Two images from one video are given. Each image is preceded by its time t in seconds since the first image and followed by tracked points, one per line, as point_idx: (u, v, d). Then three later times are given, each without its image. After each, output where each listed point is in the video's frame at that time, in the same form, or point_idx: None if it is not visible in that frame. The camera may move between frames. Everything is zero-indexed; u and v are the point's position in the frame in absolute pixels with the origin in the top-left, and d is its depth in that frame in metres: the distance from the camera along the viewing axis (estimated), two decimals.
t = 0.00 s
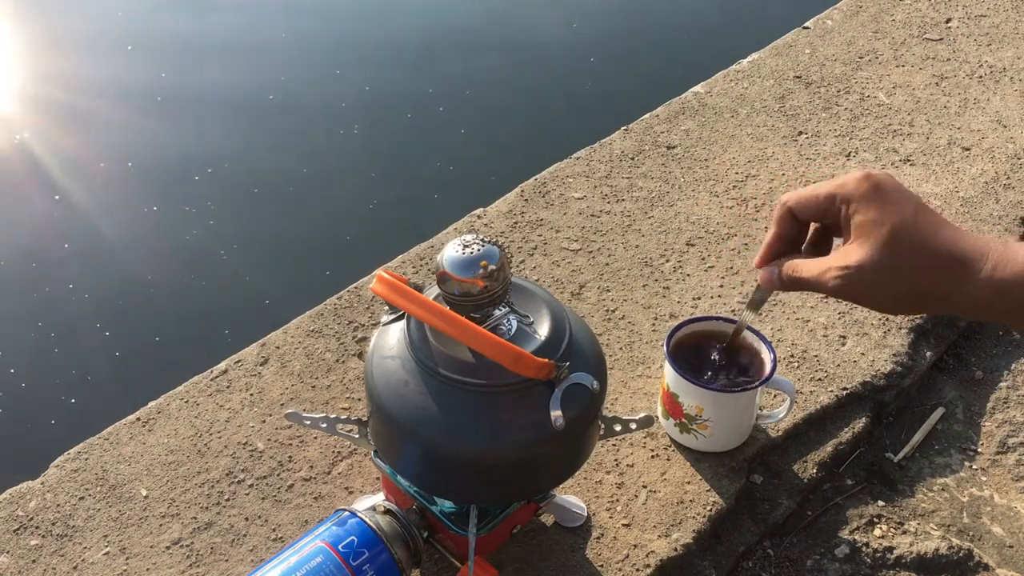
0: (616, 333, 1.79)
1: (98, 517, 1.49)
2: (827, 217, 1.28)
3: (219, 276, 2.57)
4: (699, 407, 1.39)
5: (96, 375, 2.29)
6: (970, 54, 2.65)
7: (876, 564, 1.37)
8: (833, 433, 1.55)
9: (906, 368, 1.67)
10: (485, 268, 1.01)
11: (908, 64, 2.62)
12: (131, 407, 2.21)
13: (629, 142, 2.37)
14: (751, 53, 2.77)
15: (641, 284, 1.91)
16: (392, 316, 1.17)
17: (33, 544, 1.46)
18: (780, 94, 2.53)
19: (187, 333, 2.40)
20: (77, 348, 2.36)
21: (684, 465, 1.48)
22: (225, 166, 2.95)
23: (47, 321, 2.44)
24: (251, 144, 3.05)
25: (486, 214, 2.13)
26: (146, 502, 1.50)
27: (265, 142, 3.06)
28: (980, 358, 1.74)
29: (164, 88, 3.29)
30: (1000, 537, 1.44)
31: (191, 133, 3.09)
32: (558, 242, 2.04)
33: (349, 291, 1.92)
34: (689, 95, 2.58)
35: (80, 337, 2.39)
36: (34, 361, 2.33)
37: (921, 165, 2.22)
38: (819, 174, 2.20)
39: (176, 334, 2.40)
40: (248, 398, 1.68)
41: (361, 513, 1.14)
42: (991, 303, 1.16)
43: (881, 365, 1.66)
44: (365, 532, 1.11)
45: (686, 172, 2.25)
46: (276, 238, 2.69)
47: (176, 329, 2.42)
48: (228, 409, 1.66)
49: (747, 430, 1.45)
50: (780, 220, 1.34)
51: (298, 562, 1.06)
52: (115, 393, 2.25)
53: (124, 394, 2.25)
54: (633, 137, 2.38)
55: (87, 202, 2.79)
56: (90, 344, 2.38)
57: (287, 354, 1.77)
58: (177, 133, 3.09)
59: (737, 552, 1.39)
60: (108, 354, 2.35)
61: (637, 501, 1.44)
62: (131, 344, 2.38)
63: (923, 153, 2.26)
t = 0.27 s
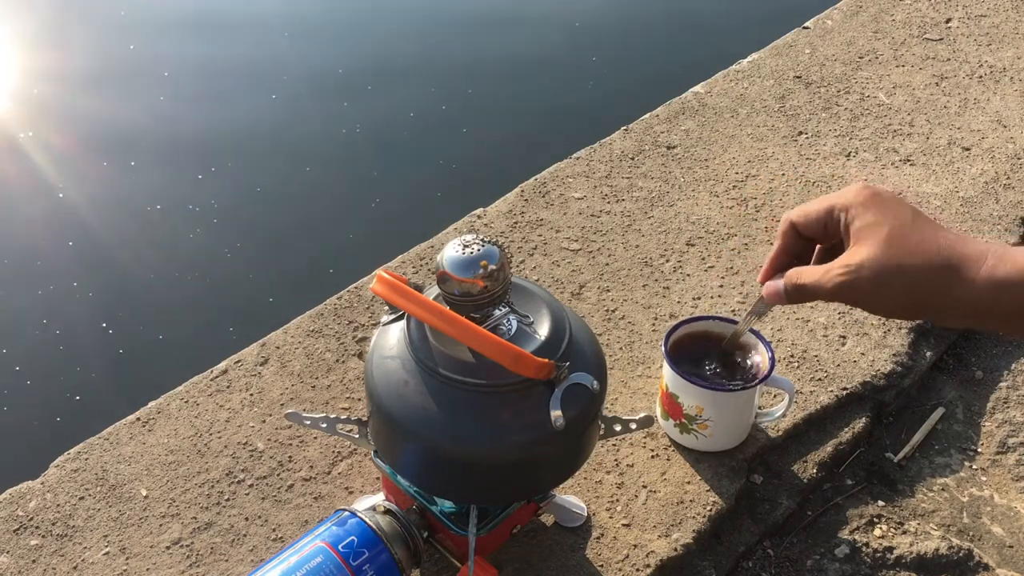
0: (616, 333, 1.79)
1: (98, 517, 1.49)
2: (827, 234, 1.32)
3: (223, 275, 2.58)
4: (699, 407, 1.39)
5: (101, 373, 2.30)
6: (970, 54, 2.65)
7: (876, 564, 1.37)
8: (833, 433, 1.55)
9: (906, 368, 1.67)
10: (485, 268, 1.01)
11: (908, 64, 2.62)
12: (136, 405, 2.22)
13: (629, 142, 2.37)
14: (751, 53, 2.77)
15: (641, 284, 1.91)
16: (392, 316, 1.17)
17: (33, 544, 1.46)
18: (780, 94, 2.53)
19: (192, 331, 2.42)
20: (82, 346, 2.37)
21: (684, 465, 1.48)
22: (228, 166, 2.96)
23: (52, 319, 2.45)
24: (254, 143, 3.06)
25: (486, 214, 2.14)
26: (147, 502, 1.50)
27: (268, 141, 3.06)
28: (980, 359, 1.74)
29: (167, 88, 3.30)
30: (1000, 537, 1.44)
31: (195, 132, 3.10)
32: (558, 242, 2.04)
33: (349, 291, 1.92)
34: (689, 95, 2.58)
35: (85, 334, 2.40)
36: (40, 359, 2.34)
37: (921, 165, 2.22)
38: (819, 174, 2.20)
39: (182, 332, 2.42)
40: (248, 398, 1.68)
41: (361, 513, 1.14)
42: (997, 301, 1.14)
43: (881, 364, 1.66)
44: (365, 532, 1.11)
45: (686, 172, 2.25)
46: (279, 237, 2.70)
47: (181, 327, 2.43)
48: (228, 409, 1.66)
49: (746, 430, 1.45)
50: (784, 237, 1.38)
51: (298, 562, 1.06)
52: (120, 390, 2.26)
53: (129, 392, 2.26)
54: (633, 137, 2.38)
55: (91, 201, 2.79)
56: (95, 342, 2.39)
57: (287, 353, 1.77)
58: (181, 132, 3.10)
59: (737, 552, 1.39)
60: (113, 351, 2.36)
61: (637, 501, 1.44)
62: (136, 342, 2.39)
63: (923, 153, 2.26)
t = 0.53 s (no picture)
0: (616, 333, 1.79)
1: (98, 517, 1.49)
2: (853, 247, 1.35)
3: (226, 273, 2.58)
4: (699, 407, 1.39)
5: (105, 370, 2.31)
6: (970, 54, 2.65)
7: (876, 564, 1.37)
8: (833, 433, 1.55)
9: (906, 368, 1.67)
10: (485, 268, 1.01)
11: (908, 64, 2.62)
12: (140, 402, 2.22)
13: (629, 142, 2.37)
14: (751, 53, 2.77)
15: (641, 284, 1.91)
16: (392, 316, 1.17)
17: (33, 544, 1.46)
18: (780, 94, 2.53)
19: (196, 329, 2.42)
20: (86, 343, 2.38)
21: (684, 465, 1.48)
22: (231, 164, 2.97)
23: (56, 317, 2.45)
24: (257, 142, 3.06)
25: (486, 214, 2.14)
26: (146, 502, 1.50)
27: (270, 140, 3.07)
28: (980, 358, 1.74)
29: (170, 87, 3.31)
30: (1000, 537, 1.44)
31: (198, 131, 3.10)
32: (558, 242, 2.04)
33: (349, 291, 1.92)
34: (689, 95, 2.58)
35: (89, 332, 2.40)
36: (44, 357, 2.34)
37: (921, 165, 2.22)
38: (819, 174, 2.20)
39: (185, 330, 2.42)
40: (248, 398, 1.68)
41: (361, 513, 1.14)
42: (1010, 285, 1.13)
43: (881, 364, 1.66)
44: (365, 532, 1.11)
45: (686, 172, 2.25)
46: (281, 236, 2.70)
47: (185, 325, 2.43)
48: (228, 409, 1.66)
49: (746, 430, 1.45)
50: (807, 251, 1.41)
51: (299, 562, 1.06)
52: (125, 388, 2.27)
53: (134, 389, 2.26)
54: (634, 137, 2.38)
55: (94, 199, 2.80)
56: (98, 340, 2.39)
57: (287, 353, 1.77)
58: (184, 130, 3.10)
59: (737, 552, 1.39)
60: (117, 349, 2.37)
61: (637, 501, 1.44)
62: (140, 340, 2.39)
63: (923, 153, 2.26)
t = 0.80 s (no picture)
0: (616, 333, 1.79)
1: (98, 517, 1.49)
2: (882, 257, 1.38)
3: (230, 271, 2.59)
4: (699, 407, 1.39)
5: (109, 369, 2.31)
6: (970, 54, 2.65)
7: (876, 564, 1.37)
8: (833, 433, 1.55)
9: (906, 368, 1.67)
10: (485, 268, 1.01)
11: (908, 64, 2.62)
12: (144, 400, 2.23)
13: (629, 142, 2.37)
14: (751, 53, 2.77)
15: (641, 284, 1.91)
16: (392, 316, 1.17)
17: (33, 544, 1.46)
18: (780, 94, 2.53)
19: (200, 327, 2.43)
20: (90, 340, 2.38)
21: (684, 465, 1.48)
22: (233, 162, 2.97)
23: (60, 315, 2.46)
24: (260, 141, 3.07)
25: (486, 214, 2.14)
26: (146, 502, 1.50)
27: (272, 139, 3.07)
28: (980, 358, 1.73)
29: (172, 86, 3.31)
30: (1000, 537, 1.44)
31: (200, 129, 3.11)
32: (558, 242, 2.04)
33: (349, 291, 1.92)
34: (689, 95, 2.58)
35: (93, 330, 2.41)
36: (48, 355, 2.35)
37: (920, 165, 2.22)
38: (819, 174, 2.20)
39: (190, 328, 2.43)
40: (248, 398, 1.68)
41: (361, 513, 1.14)
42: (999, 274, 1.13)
43: (881, 364, 1.66)
44: (365, 532, 1.11)
45: (686, 172, 2.25)
46: (283, 235, 2.70)
47: (189, 323, 2.44)
48: (228, 409, 1.66)
49: (746, 430, 1.45)
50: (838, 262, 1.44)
51: (298, 562, 1.06)
52: (129, 386, 2.27)
53: (139, 387, 2.27)
54: (634, 137, 2.38)
55: (98, 197, 2.80)
56: (102, 338, 2.40)
57: (287, 353, 1.77)
58: (186, 129, 3.11)
59: (737, 552, 1.39)
60: (120, 346, 2.37)
61: (637, 501, 1.44)
62: (144, 338, 2.40)
63: (923, 153, 2.26)
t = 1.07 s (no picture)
0: (616, 333, 1.79)
1: (98, 517, 1.49)
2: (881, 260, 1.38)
3: (233, 269, 2.59)
4: (699, 407, 1.39)
5: (114, 367, 2.32)
6: (970, 54, 2.65)
7: (876, 564, 1.37)
8: (833, 433, 1.55)
9: (906, 368, 1.67)
10: (485, 268, 1.01)
11: (908, 64, 2.62)
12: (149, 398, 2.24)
13: (629, 142, 2.37)
14: (751, 53, 2.77)
15: (641, 284, 1.91)
16: (392, 316, 1.17)
17: (33, 544, 1.46)
18: (780, 94, 2.53)
19: (204, 325, 2.43)
20: (94, 339, 2.39)
21: (684, 465, 1.48)
22: (237, 161, 2.98)
23: (64, 313, 2.46)
24: (263, 139, 3.07)
25: (486, 214, 2.14)
26: (146, 502, 1.50)
27: (274, 138, 3.07)
28: (980, 358, 1.73)
29: (175, 84, 3.32)
30: (1000, 537, 1.44)
31: (203, 128, 3.11)
32: (558, 242, 2.04)
33: (349, 291, 1.92)
34: (689, 95, 2.58)
35: (97, 328, 2.42)
36: (53, 354, 2.35)
37: (921, 165, 2.22)
38: (819, 175, 2.20)
39: (194, 325, 2.43)
40: (248, 398, 1.68)
41: (361, 513, 1.14)
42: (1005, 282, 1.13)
43: (881, 365, 1.66)
44: (365, 532, 1.11)
45: (686, 172, 2.25)
46: (285, 234, 2.70)
47: (193, 321, 2.44)
48: (228, 409, 1.66)
49: (746, 430, 1.45)
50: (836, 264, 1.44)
51: (298, 563, 1.06)
52: (134, 384, 2.28)
53: (143, 385, 2.27)
54: (634, 137, 2.38)
55: (101, 196, 2.81)
56: (107, 336, 2.40)
57: (287, 353, 1.77)
58: (189, 127, 3.11)
59: (737, 552, 1.39)
60: (124, 345, 2.38)
61: (637, 501, 1.44)
62: (148, 335, 2.40)
63: (923, 153, 2.26)
